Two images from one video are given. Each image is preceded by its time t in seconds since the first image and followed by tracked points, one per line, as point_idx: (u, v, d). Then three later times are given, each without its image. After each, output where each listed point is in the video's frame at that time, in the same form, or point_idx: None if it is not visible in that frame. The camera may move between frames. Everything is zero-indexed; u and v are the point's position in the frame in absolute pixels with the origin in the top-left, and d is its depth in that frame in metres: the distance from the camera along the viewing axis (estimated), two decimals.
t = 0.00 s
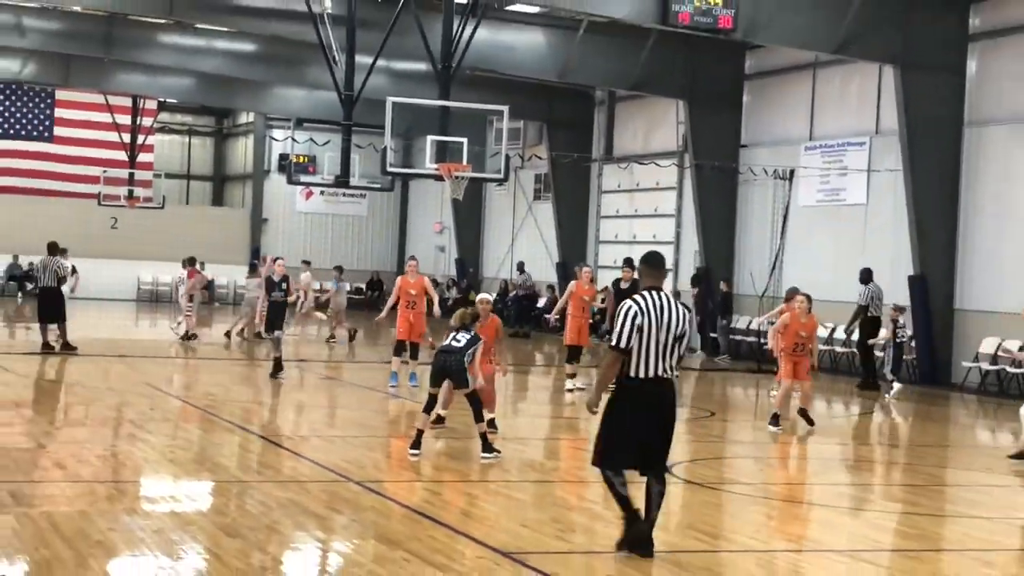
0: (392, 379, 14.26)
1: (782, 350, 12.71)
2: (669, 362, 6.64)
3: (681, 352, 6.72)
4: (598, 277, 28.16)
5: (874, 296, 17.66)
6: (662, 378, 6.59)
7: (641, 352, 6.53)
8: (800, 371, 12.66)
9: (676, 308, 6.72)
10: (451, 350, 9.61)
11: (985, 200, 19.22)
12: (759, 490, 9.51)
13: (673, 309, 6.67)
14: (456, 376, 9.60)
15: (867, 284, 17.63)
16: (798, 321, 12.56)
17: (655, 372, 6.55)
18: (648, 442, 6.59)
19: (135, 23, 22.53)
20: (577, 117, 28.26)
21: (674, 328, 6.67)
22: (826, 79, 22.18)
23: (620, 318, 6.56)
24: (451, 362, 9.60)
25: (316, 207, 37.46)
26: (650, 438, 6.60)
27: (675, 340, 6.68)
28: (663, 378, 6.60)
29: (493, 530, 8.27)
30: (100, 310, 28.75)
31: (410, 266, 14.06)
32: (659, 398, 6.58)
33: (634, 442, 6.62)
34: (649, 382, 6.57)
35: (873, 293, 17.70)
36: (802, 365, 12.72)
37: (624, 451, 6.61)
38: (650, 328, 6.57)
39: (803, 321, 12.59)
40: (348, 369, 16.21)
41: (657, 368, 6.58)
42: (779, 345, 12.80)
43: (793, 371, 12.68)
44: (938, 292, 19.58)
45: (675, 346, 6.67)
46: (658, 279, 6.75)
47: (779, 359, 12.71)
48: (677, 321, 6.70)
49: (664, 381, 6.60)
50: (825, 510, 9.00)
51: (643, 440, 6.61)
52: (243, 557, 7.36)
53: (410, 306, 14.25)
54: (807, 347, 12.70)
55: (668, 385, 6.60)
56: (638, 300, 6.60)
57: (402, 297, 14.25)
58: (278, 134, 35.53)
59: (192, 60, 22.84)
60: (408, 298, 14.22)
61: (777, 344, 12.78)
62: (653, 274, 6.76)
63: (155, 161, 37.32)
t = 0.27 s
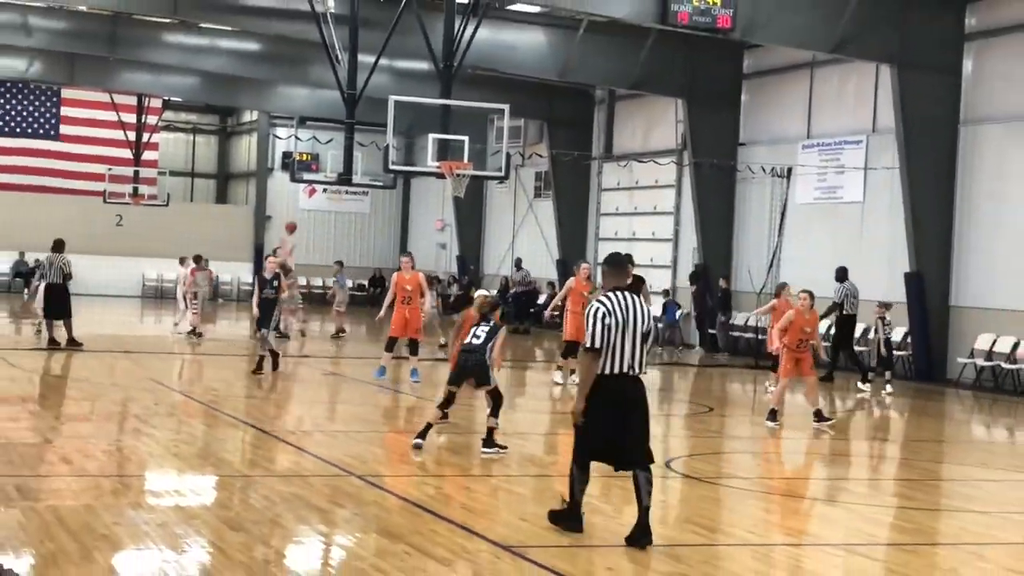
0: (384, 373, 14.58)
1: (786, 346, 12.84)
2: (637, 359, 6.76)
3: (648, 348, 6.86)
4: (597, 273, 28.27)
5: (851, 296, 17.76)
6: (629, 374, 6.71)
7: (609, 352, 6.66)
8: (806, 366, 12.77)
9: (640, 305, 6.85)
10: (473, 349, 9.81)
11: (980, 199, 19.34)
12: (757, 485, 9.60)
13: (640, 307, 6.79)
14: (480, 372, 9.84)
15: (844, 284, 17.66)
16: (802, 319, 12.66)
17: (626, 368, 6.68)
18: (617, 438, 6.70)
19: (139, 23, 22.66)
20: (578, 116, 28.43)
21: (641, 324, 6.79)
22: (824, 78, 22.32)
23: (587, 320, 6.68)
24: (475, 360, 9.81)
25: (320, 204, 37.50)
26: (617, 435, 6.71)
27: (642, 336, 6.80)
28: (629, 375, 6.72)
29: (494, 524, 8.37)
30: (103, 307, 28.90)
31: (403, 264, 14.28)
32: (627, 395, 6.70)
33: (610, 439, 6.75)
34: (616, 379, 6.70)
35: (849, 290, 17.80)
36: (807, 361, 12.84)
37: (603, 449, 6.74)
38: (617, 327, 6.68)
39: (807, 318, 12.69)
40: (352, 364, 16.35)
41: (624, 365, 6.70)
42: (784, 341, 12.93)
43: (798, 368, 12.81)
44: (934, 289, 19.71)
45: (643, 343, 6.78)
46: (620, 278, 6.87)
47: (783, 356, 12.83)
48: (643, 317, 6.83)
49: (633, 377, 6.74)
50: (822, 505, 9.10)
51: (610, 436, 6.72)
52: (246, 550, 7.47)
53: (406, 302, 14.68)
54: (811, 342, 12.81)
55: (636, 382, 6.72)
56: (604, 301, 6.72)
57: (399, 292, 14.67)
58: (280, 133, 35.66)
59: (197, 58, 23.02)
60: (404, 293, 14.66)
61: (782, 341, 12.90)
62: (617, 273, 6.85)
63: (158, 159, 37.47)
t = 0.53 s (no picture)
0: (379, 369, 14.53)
1: (797, 341, 12.81)
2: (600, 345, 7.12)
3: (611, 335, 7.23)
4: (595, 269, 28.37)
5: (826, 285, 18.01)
6: (592, 359, 7.05)
7: (573, 338, 7.02)
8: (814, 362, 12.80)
9: (604, 294, 7.22)
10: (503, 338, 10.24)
11: (974, 194, 19.46)
12: (754, 478, 9.70)
13: (602, 296, 7.16)
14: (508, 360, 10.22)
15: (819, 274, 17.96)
16: (817, 314, 12.77)
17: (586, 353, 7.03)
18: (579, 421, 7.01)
19: (139, 20, 22.69)
20: (577, 112, 28.51)
21: (604, 312, 7.17)
22: (821, 75, 22.44)
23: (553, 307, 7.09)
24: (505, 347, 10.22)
25: (321, 199, 37.25)
26: (573, 417, 7.04)
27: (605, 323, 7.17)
28: (592, 360, 7.05)
29: (492, 517, 8.46)
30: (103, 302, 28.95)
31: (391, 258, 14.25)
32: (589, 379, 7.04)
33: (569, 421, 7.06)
34: (577, 364, 7.05)
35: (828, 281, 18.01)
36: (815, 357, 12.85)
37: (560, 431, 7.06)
38: (579, 314, 7.06)
39: (820, 313, 12.82)
40: (352, 359, 16.43)
41: (586, 350, 7.04)
42: (794, 336, 12.89)
43: (807, 364, 12.82)
44: (929, 284, 19.81)
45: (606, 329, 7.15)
46: (587, 268, 7.25)
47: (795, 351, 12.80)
48: (606, 306, 7.20)
49: (594, 362, 7.08)
50: (818, 498, 9.20)
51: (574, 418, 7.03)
52: (248, 543, 7.55)
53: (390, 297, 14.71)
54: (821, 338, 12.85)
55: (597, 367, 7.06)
56: (568, 290, 7.10)
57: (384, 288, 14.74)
58: (279, 129, 35.74)
59: (196, 55, 23.07)
60: (387, 288, 14.71)
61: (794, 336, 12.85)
62: (582, 263, 7.26)
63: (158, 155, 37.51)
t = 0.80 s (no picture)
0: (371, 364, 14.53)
1: (793, 335, 12.86)
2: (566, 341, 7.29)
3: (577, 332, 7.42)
4: (587, 265, 28.41)
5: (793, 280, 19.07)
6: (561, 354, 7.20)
7: (541, 334, 7.18)
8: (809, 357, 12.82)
9: (570, 293, 7.42)
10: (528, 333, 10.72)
11: (965, 190, 19.51)
12: (745, 474, 9.71)
13: (568, 294, 7.38)
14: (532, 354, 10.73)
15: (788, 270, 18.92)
16: (816, 309, 12.77)
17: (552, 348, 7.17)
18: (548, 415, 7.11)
19: (132, 15, 22.70)
20: (569, 107, 28.58)
21: (570, 310, 7.38)
22: (812, 71, 22.51)
23: (520, 303, 7.29)
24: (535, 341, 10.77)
25: (311, 195, 37.77)
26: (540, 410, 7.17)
27: (570, 321, 7.39)
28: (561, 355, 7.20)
29: (484, 513, 8.46)
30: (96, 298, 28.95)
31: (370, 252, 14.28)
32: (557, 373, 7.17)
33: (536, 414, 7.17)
34: (544, 359, 7.17)
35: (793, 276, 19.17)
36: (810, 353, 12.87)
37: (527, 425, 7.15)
38: (546, 310, 7.27)
39: (818, 307, 12.83)
40: (344, 355, 16.43)
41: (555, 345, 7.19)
42: (789, 331, 12.94)
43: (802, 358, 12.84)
44: (921, 280, 19.86)
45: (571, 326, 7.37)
46: (555, 267, 7.42)
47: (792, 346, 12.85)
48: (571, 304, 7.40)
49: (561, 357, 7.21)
50: (809, 493, 9.21)
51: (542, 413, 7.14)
52: (239, 539, 7.54)
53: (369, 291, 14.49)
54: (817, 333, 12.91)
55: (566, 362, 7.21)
56: (535, 287, 7.31)
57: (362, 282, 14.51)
58: (271, 124, 35.76)
59: (188, 51, 23.06)
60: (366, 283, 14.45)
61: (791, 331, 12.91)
62: (550, 262, 7.42)
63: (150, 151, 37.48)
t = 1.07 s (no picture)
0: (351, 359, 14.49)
1: (782, 333, 12.85)
2: (525, 330, 7.55)
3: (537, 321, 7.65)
4: (574, 260, 28.46)
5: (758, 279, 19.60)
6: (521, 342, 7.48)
7: (504, 323, 7.39)
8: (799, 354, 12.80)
9: (531, 283, 7.64)
10: (550, 327, 10.56)
11: (951, 186, 19.57)
12: (732, 469, 9.72)
13: (529, 285, 7.59)
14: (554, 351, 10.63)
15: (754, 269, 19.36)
16: (800, 305, 12.76)
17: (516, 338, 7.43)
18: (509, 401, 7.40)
19: (116, 9, 22.65)
20: (555, 102, 28.61)
21: (529, 300, 7.59)
22: (798, 66, 22.61)
23: (485, 293, 7.41)
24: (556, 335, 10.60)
25: (299, 191, 37.70)
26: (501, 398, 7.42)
27: (529, 310, 7.59)
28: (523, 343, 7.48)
29: (470, 509, 8.45)
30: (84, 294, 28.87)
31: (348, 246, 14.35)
32: (519, 362, 7.45)
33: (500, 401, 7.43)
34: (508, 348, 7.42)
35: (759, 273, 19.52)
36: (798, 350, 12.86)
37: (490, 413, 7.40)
38: (512, 300, 7.46)
39: (803, 304, 12.81)
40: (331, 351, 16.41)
41: (516, 335, 7.45)
42: (777, 329, 12.94)
43: (795, 355, 12.86)
44: (907, 276, 19.92)
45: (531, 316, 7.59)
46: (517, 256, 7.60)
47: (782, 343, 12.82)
48: (532, 294, 7.62)
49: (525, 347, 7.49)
50: (796, 488, 9.22)
51: (504, 400, 7.42)
52: (226, 536, 7.51)
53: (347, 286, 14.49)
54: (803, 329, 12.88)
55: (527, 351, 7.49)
56: (501, 277, 7.48)
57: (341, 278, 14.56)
58: (258, 120, 35.72)
59: (173, 46, 23.08)
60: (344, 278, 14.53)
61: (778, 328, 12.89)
62: (513, 251, 7.58)
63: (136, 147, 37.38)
